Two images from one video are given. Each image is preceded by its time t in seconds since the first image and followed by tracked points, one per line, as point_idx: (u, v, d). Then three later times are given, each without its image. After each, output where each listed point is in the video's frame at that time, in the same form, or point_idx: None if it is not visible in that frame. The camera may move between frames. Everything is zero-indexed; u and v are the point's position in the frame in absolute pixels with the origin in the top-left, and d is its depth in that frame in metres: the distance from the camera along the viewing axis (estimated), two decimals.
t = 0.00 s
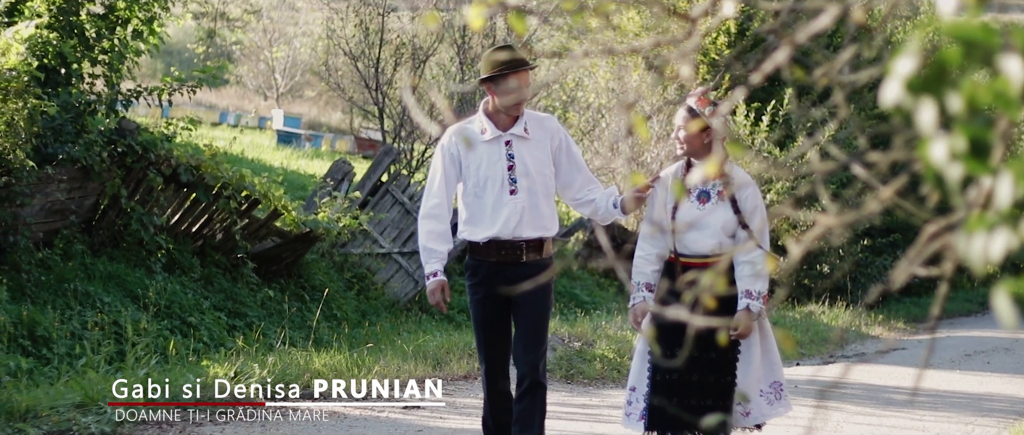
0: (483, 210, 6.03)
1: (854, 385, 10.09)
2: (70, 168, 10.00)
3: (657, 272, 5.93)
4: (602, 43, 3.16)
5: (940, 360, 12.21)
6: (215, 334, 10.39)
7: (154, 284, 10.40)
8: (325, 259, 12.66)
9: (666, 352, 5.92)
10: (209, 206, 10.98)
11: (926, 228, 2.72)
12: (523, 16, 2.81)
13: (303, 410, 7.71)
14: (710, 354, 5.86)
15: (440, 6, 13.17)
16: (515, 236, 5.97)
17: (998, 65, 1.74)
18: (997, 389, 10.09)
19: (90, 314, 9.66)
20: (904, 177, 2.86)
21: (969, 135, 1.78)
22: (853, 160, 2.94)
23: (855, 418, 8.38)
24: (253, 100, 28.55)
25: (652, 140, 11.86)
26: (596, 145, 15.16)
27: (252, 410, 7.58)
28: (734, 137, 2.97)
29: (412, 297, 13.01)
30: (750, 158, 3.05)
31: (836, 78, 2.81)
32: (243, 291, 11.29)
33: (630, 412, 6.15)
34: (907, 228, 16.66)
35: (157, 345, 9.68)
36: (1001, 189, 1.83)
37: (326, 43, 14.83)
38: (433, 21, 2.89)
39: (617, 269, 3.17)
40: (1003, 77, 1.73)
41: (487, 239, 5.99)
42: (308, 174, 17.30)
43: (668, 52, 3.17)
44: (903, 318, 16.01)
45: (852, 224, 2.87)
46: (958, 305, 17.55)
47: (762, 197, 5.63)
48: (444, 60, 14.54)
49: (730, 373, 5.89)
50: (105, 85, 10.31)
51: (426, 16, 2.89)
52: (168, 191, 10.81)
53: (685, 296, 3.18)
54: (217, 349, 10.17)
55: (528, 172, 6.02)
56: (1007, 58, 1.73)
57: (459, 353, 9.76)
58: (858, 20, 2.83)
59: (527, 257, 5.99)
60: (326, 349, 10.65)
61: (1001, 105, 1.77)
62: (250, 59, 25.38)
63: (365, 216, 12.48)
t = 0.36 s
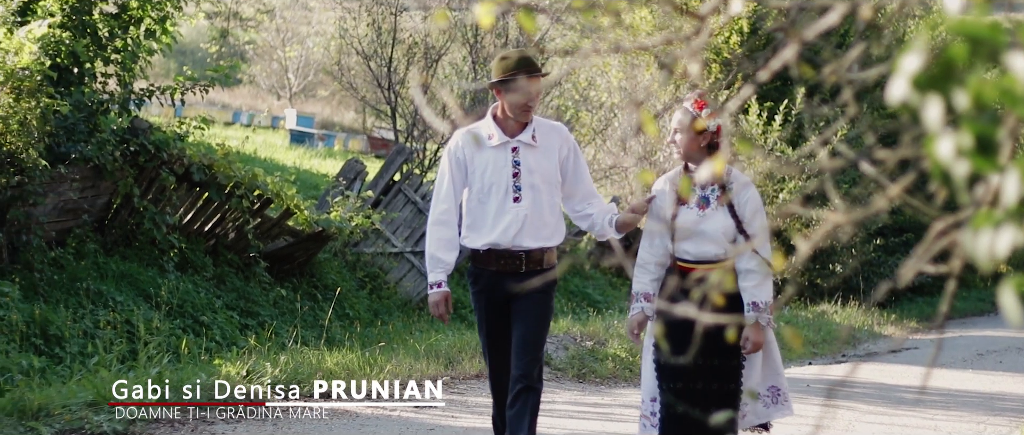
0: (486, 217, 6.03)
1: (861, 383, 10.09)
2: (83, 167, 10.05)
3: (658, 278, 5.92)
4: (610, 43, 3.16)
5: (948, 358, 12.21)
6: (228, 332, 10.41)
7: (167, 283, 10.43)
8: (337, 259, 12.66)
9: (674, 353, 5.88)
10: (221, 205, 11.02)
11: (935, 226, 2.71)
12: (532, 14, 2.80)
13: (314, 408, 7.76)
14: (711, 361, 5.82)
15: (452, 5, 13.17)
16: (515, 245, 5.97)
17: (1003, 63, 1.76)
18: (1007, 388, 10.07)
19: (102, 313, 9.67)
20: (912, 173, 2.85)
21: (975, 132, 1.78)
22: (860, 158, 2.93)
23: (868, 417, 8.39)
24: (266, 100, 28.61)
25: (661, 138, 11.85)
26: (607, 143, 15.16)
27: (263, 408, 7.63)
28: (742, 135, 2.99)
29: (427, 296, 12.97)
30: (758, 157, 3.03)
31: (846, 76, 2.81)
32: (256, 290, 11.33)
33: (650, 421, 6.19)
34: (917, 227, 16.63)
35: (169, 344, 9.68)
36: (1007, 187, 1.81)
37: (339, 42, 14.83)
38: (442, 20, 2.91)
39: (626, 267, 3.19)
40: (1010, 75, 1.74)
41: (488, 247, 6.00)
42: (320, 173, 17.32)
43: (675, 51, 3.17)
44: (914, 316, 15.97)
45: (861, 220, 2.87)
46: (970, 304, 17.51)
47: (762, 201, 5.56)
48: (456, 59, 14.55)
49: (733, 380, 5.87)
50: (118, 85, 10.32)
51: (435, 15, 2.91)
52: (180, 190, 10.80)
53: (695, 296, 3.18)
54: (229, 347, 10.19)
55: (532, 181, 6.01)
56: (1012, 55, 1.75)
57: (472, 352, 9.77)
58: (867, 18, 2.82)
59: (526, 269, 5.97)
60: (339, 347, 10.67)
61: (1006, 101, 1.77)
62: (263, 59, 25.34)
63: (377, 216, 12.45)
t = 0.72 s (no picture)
0: (484, 209, 6.03)
1: (865, 381, 10.11)
2: (92, 167, 10.02)
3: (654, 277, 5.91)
4: (616, 40, 3.16)
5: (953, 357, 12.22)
6: (237, 331, 10.41)
7: (176, 282, 10.43)
8: (347, 258, 12.65)
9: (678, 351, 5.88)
10: (230, 205, 11.04)
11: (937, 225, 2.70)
12: (536, 12, 2.82)
13: (322, 408, 7.78)
14: (714, 359, 5.82)
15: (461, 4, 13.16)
16: (512, 240, 5.97)
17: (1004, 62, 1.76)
18: (1013, 387, 10.05)
19: (111, 312, 9.65)
20: (915, 171, 2.84)
21: (976, 129, 1.79)
22: (864, 156, 2.93)
23: (876, 416, 8.39)
24: (276, 100, 28.64)
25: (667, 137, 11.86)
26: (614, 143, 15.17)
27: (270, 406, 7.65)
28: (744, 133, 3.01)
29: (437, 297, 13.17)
30: (762, 154, 3.03)
31: (850, 75, 2.80)
32: (265, 289, 11.33)
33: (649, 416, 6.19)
34: (924, 225, 16.63)
35: (178, 343, 9.67)
36: (1008, 185, 1.80)
37: (349, 42, 14.85)
38: (445, 17, 3.10)
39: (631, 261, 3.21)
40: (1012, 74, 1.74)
41: (485, 240, 6.01)
42: (329, 172, 17.35)
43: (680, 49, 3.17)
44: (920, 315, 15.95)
45: (864, 218, 2.86)
46: (979, 303, 17.48)
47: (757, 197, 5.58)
48: (466, 58, 14.55)
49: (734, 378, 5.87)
50: (127, 85, 10.35)
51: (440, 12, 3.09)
52: (191, 189, 10.82)
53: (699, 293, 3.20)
54: (239, 346, 10.17)
55: (532, 176, 5.99)
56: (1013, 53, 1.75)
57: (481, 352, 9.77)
58: (872, 16, 2.82)
59: (525, 263, 5.97)
60: (348, 346, 10.68)
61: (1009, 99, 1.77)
62: (274, 59, 25.38)
63: (387, 215, 12.52)
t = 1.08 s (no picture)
0: (484, 203, 6.04)
1: (869, 382, 10.12)
2: (101, 169, 9.98)
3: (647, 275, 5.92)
4: (620, 42, 3.17)
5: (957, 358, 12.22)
6: (246, 333, 10.39)
7: (185, 284, 10.42)
8: (356, 259, 12.72)
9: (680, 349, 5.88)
10: (240, 207, 11.03)
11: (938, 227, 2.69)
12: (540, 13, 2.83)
13: (330, 409, 7.80)
14: (713, 358, 5.82)
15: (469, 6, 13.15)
16: (512, 236, 5.94)
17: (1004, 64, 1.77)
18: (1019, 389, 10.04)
19: (120, 313, 9.64)
20: (918, 173, 2.83)
21: (977, 130, 1.79)
22: (868, 156, 2.92)
23: (884, 417, 8.39)
24: (287, 102, 28.69)
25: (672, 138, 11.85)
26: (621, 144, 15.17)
27: (278, 407, 7.65)
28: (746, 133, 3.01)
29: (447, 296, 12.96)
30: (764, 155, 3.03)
31: (854, 75, 2.80)
32: (274, 291, 11.34)
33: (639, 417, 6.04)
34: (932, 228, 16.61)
35: (187, 344, 9.64)
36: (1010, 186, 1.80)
37: (358, 44, 14.86)
38: (448, 19, 3.12)
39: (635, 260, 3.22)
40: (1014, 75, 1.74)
41: (484, 235, 6.00)
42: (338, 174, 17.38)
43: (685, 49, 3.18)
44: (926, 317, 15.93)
45: (867, 219, 2.86)
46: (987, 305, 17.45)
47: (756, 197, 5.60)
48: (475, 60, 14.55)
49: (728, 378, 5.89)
50: (135, 86, 10.35)
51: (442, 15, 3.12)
52: (199, 191, 10.83)
53: (700, 292, 3.19)
54: (247, 349, 10.14)
55: (531, 172, 5.98)
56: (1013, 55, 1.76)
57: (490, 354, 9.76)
58: (876, 17, 2.82)
59: (525, 260, 5.95)
60: (355, 348, 10.67)
61: (1010, 100, 1.78)
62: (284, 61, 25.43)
63: (395, 217, 12.50)
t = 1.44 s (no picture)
0: (483, 202, 6.04)
1: (875, 380, 10.13)
2: (111, 166, 10.01)
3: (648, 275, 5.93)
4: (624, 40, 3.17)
5: (963, 356, 12.22)
6: (254, 331, 10.38)
7: (194, 282, 10.42)
8: (365, 258, 12.72)
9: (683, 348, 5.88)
10: (249, 205, 11.05)
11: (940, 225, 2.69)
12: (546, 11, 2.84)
13: (339, 407, 7.81)
14: (717, 358, 5.82)
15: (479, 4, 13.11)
16: (512, 235, 5.94)
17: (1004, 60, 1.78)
18: None
19: (129, 311, 9.64)
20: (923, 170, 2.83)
21: (979, 128, 1.80)
22: (873, 154, 2.92)
23: (892, 416, 8.38)
24: (297, 100, 28.67)
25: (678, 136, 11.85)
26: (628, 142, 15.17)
27: (287, 405, 7.67)
28: (751, 131, 3.00)
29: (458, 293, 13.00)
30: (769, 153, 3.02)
31: (859, 73, 2.80)
32: (284, 289, 11.33)
33: (632, 422, 6.10)
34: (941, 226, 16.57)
35: (197, 342, 9.63)
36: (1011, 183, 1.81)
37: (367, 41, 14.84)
38: (455, 17, 3.11)
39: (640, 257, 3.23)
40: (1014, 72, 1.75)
41: (485, 234, 5.99)
42: (347, 172, 17.38)
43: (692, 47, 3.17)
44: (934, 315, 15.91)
45: (870, 216, 2.85)
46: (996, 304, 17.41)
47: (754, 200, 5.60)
48: (484, 58, 14.52)
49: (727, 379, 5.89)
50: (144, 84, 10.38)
51: (447, 13, 3.12)
52: (209, 189, 10.83)
53: (704, 291, 3.19)
54: (256, 346, 10.13)
55: (528, 170, 5.97)
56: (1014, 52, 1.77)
57: (499, 352, 9.75)
58: (882, 16, 2.81)
59: (525, 259, 5.94)
60: (363, 346, 10.66)
61: (1011, 97, 1.78)
62: (295, 58, 25.42)
63: (405, 214, 12.46)
